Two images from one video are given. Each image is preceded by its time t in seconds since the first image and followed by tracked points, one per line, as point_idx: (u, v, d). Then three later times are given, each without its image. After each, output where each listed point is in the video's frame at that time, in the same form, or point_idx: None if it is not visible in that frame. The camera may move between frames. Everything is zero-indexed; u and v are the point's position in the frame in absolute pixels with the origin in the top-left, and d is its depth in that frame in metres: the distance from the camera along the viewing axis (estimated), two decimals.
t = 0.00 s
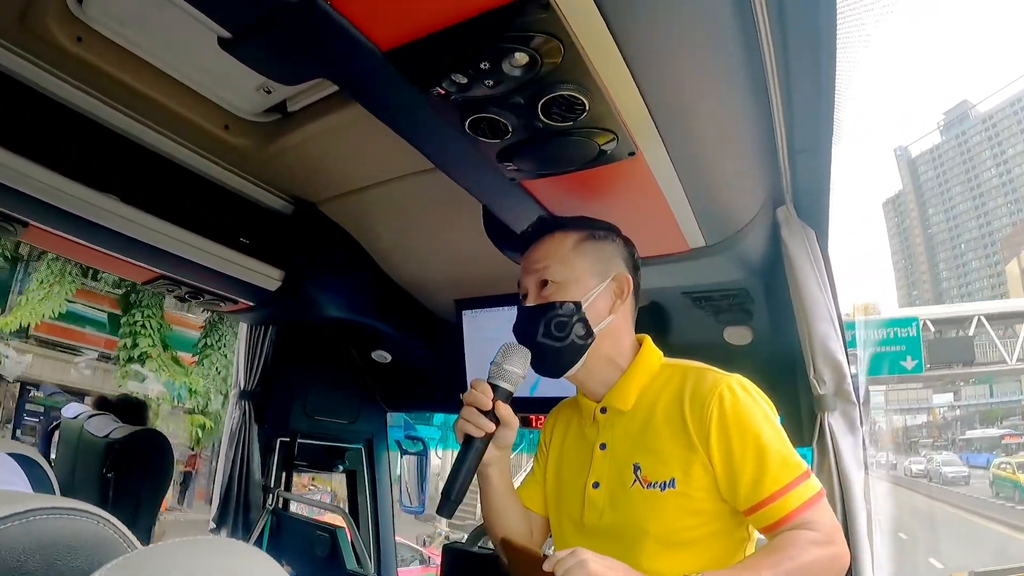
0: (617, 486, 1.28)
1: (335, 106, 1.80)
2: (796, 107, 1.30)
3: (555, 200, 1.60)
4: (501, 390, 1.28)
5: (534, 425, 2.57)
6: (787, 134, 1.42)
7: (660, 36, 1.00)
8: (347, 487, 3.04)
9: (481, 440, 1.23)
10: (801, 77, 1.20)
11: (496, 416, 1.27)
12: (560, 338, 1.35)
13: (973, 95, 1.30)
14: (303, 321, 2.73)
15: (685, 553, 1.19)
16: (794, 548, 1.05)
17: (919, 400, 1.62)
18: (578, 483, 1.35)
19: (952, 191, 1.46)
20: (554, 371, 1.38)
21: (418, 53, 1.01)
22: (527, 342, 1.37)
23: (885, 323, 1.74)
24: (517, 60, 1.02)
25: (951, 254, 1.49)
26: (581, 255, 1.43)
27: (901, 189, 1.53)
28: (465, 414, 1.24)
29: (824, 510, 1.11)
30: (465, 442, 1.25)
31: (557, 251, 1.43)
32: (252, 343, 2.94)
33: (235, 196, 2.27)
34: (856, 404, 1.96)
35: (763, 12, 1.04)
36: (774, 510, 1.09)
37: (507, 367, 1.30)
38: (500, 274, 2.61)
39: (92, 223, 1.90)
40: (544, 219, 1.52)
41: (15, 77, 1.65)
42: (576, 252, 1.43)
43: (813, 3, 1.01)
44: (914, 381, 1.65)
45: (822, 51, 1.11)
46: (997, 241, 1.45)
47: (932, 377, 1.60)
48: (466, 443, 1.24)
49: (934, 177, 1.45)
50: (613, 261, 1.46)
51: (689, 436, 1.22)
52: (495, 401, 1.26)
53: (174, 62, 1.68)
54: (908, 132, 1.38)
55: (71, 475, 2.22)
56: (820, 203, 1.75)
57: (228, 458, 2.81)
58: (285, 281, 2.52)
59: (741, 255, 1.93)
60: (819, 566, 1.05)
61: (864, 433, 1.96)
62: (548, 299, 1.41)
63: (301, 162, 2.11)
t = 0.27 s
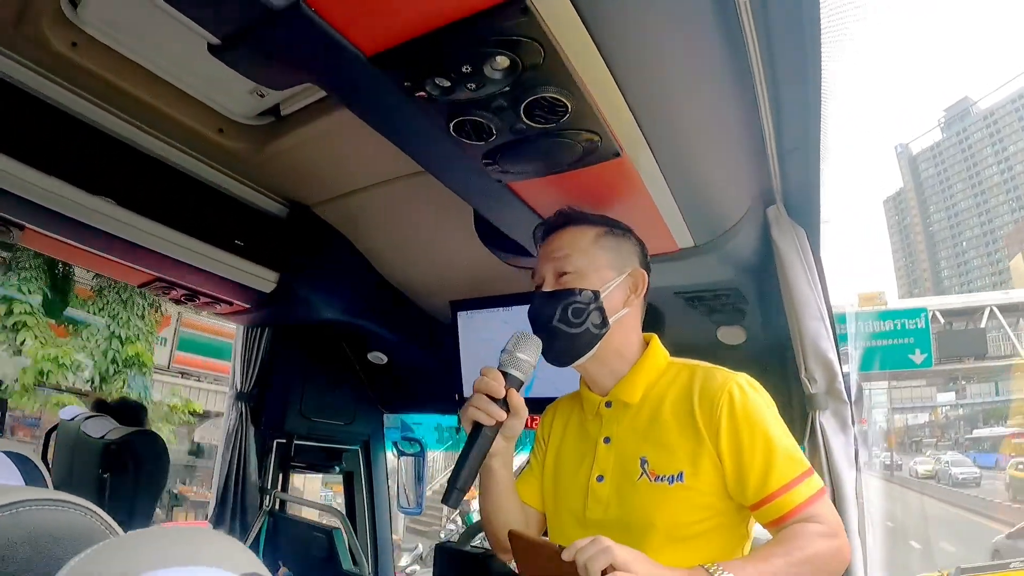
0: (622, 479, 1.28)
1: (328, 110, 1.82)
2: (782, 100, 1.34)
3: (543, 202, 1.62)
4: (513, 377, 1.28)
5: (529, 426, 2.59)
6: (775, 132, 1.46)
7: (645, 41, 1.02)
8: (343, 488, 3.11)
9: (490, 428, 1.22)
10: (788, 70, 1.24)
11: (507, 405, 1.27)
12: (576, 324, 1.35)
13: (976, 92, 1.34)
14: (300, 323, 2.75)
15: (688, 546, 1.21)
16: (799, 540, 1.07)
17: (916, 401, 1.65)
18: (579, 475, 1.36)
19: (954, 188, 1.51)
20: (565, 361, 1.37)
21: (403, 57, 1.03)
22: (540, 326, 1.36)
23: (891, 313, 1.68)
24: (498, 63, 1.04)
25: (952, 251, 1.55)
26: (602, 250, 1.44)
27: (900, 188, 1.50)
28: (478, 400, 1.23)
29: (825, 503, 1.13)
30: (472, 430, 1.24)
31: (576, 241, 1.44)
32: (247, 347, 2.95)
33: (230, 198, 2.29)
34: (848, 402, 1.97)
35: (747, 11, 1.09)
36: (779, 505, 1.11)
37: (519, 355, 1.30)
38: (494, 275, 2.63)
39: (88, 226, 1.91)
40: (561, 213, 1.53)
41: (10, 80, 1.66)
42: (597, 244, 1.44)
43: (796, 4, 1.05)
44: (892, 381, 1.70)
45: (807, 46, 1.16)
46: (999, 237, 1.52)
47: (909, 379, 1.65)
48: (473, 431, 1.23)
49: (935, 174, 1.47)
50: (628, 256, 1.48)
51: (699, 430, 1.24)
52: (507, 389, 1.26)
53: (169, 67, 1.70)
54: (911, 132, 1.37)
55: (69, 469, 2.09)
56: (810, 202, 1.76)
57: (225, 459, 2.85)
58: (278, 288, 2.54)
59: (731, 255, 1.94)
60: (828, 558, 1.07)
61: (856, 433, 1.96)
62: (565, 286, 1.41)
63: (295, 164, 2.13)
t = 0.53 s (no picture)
0: (633, 480, 1.27)
1: (325, 111, 1.81)
2: (786, 97, 1.32)
3: (543, 202, 1.61)
4: (527, 372, 1.27)
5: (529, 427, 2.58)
6: (777, 130, 1.44)
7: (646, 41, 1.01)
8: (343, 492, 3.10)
9: (503, 423, 1.20)
10: (791, 68, 1.22)
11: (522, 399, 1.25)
12: (591, 317, 1.34)
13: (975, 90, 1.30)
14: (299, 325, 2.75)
15: (701, 547, 1.20)
16: (814, 538, 1.07)
17: (919, 399, 1.63)
18: (588, 476, 1.34)
19: (953, 189, 1.46)
20: (576, 358, 1.36)
21: (403, 55, 1.02)
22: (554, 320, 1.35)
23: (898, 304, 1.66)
24: (498, 60, 1.03)
25: (952, 250, 1.49)
26: (615, 249, 1.43)
27: (901, 189, 1.51)
28: (492, 393, 1.21)
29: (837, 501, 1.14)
30: (485, 425, 1.22)
31: (590, 238, 1.43)
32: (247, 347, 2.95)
33: (227, 200, 2.28)
34: (848, 402, 1.96)
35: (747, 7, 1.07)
36: (793, 504, 1.11)
37: (534, 350, 1.29)
38: (493, 277, 2.62)
39: (86, 228, 1.90)
40: (570, 212, 1.53)
41: (7, 81, 1.65)
42: (610, 242, 1.44)
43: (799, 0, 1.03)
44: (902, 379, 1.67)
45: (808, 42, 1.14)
46: (1000, 237, 1.44)
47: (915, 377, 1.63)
48: (486, 426, 1.21)
49: (935, 173, 1.44)
50: (640, 256, 1.47)
51: (711, 430, 1.23)
52: (523, 382, 1.24)
53: (167, 68, 1.69)
54: (910, 130, 1.38)
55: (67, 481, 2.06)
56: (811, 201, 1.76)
57: (223, 460, 2.84)
58: (276, 290, 2.50)
59: (733, 255, 1.93)
60: (842, 555, 1.08)
61: (857, 433, 1.96)
62: (577, 281, 1.40)
63: (294, 165, 2.12)
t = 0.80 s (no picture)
0: (627, 490, 1.26)
1: (324, 110, 1.80)
2: (785, 98, 1.31)
3: (541, 201, 1.61)
4: (513, 390, 1.25)
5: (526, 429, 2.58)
6: (776, 130, 1.44)
7: (644, 40, 1.00)
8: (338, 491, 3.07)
9: (491, 443, 1.19)
10: (789, 69, 1.22)
11: (507, 418, 1.24)
12: (579, 335, 1.33)
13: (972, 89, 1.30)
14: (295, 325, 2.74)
15: (698, 555, 1.20)
16: (810, 542, 1.07)
17: (915, 394, 1.65)
18: (581, 487, 1.33)
19: (952, 188, 1.46)
20: (564, 376, 1.35)
21: (403, 53, 1.01)
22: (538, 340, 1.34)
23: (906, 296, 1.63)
24: (498, 58, 1.03)
25: (951, 251, 1.49)
26: (593, 255, 1.43)
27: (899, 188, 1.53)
28: (477, 414, 1.20)
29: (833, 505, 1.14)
30: (471, 445, 1.21)
31: (566, 248, 1.41)
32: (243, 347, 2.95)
33: (225, 198, 2.27)
34: (847, 404, 1.96)
35: (746, 6, 1.06)
36: (788, 509, 1.10)
37: (519, 366, 1.27)
38: (491, 277, 2.61)
39: (83, 227, 1.89)
40: (545, 217, 1.51)
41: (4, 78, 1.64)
42: (586, 249, 1.42)
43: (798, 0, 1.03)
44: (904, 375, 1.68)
45: (808, 43, 1.13)
46: (1000, 238, 1.44)
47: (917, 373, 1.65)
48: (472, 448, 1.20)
49: (934, 173, 1.45)
50: (617, 262, 1.47)
51: (703, 436, 1.22)
52: (508, 402, 1.22)
53: (165, 65, 1.68)
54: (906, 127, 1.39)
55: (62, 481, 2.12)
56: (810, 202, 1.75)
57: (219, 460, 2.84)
58: (274, 288, 2.50)
59: (731, 257, 1.92)
60: (838, 559, 1.08)
61: (855, 435, 1.96)
62: (559, 295, 1.39)
63: (291, 164, 2.11)
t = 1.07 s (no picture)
0: (623, 493, 1.26)
1: (325, 107, 1.79)
2: (787, 99, 1.31)
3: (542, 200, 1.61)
4: (503, 396, 1.25)
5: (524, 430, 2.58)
6: (778, 133, 1.44)
7: (648, 39, 1.00)
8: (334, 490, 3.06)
9: (482, 451, 1.20)
10: (792, 69, 1.21)
11: (498, 424, 1.24)
12: (574, 335, 1.33)
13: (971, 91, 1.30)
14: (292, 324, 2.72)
15: (695, 559, 1.19)
16: (811, 545, 1.07)
17: (913, 394, 1.65)
18: (577, 490, 1.33)
19: (949, 189, 1.47)
20: (559, 376, 1.36)
21: (408, 48, 1.01)
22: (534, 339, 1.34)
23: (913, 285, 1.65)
24: (504, 55, 1.02)
25: (948, 252, 1.52)
26: (590, 252, 1.42)
27: (896, 190, 1.53)
28: (466, 419, 1.21)
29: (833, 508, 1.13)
30: (462, 452, 1.22)
31: (563, 245, 1.41)
32: (241, 344, 2.94)
33: (224, 196, 2.26)
34: (846, 406, 1.95)
35: (751, 6, 1.06)
36: (787, 511, 1.10)
37: (508, 371, 1.27)
38: (490, 278, 2.61)
39: (81, 222, 1.88)
40: (543, 212, 1.50)
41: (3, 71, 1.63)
42: (583, 247, 1.42)
43: None
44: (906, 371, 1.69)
45: (811, 43, 1.13)
46: (998, 240, 1.48)
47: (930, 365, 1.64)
48: (463, 454, 1.21)
49: (931, 175, 1.46)
50: (615, 259, 1.46)
51: (701, 439, 1.22)
52: (497, 409, 1.22)
53: (165, 60, 1.67)
54: (904, 131, 1.39)
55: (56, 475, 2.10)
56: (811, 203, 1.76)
57: (216, 459, 2.82)
58: (272, 286, 2.49)
59: (731, 258, 1.92)
60: (838, 562, 1.08)
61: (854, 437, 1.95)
62: (554, 292, 1.39)
63: (291, 162, 2.10)
